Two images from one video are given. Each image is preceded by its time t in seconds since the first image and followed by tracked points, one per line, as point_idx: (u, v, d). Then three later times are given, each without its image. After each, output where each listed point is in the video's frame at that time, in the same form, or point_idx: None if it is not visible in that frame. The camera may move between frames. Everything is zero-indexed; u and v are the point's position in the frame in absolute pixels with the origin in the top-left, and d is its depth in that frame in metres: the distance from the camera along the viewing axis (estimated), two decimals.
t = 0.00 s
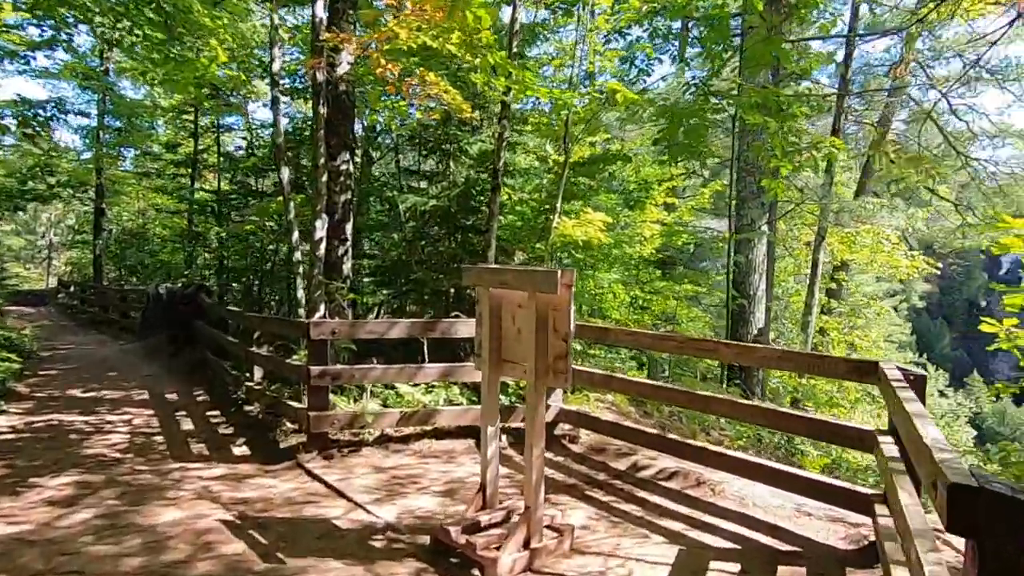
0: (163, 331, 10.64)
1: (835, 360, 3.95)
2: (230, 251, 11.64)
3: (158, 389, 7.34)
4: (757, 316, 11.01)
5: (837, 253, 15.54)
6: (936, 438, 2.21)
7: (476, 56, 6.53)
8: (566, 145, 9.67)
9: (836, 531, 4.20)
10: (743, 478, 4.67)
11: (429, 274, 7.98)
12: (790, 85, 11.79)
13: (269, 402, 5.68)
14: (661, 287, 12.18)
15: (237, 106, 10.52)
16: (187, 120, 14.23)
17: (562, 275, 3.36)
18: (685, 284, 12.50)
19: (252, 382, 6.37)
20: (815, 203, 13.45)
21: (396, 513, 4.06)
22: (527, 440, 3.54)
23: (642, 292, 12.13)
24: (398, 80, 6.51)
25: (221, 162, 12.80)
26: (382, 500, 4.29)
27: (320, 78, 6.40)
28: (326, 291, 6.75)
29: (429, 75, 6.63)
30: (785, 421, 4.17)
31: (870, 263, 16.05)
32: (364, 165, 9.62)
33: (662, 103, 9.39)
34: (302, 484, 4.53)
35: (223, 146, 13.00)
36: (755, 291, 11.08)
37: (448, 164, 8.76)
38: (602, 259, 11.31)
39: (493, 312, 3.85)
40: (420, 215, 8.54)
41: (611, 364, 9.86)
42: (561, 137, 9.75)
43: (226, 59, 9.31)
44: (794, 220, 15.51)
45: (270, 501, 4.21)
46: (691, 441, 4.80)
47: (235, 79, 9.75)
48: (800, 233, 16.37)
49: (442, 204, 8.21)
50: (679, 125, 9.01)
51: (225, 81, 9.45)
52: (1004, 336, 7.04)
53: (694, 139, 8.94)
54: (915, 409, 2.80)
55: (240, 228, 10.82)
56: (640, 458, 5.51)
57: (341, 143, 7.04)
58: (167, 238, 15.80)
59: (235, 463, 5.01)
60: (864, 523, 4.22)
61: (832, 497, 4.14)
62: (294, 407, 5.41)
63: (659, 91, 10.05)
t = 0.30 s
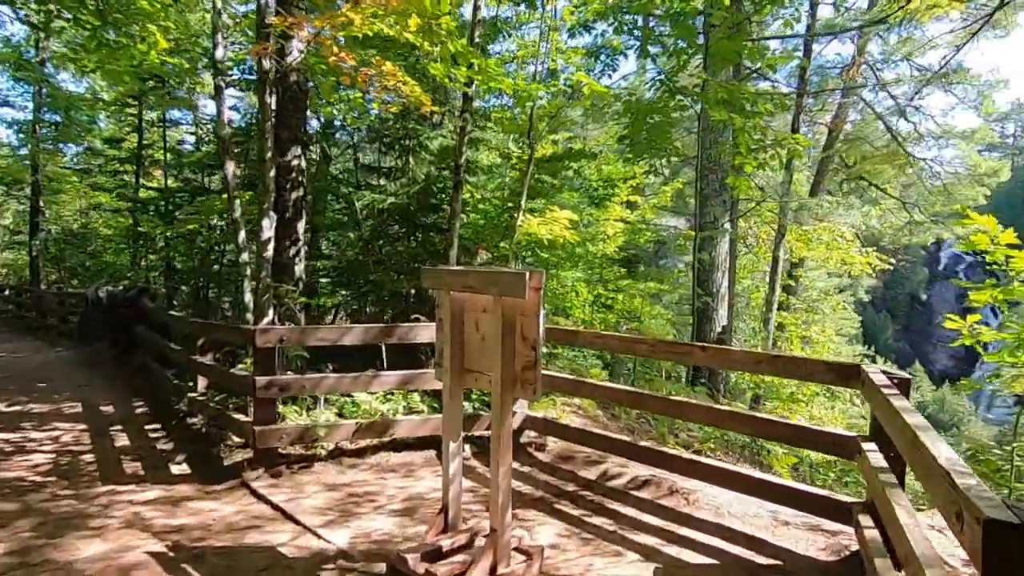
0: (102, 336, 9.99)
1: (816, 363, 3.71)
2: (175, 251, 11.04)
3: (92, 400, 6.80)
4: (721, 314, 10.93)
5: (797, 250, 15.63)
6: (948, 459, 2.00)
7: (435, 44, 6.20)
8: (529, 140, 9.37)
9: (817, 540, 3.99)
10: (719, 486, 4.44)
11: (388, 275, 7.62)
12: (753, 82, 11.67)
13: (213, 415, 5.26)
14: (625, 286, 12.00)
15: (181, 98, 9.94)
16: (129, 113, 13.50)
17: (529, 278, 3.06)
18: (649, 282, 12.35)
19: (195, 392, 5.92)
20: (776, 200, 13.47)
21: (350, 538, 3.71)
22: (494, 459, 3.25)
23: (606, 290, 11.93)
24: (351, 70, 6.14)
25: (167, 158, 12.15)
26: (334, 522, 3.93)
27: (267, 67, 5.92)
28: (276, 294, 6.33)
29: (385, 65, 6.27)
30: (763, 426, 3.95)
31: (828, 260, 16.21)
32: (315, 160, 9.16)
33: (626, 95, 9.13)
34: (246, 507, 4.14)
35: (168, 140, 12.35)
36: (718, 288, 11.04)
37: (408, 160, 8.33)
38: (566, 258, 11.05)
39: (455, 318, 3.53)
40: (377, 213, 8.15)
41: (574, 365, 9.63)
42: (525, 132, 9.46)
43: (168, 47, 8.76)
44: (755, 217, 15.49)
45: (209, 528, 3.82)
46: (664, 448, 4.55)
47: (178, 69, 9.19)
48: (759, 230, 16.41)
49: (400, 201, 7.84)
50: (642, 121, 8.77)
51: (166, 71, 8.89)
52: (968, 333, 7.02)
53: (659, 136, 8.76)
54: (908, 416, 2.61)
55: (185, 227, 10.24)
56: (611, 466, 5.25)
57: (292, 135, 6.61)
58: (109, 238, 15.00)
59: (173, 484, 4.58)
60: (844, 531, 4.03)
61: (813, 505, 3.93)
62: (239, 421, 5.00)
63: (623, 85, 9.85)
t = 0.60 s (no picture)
0: (30, 343, 9.29)
1: (795, 364, 3.48)
2: (112, 252, 10.37)
3: (12, 413, 6.22)
4: (684, 314, 10.76)
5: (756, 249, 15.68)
6: (973, 474, 1.71)
7: (386, 28, 5.83)
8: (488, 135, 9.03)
9: (797, 551, 3.75)
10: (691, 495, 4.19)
11: (341, 275, 7.22)
12: (713, 80, 11.57)
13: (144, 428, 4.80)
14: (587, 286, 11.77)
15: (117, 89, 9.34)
16: (63, 106, 12.71)
17: (490, 274, 2.73)
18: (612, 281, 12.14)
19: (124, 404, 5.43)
20: (736, 200, 13.45)
21: (292, 566, 3.33)
22: (452, 476, 2.94)
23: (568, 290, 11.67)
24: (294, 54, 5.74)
25: (104, 153, 11.46)
26: (275, 547, 3.54)
27: (200, 47, 5.45)
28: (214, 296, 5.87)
29: (333, 48, 5.87)
30: (740, 432, 3.71)
31: (786, 260, 16.32)
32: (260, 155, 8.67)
33: (588, 89, 8.87)
34: (176, 532, 3.72)
35: (106, 134, 11.65)
36: (680, 288, 10.88)
37: (362, 155, 7.94)
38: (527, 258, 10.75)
39: (407, 318, 3.18)
40: (328, 210, 7.73)
41: (536, 367, 9.33)
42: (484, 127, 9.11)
43: (99, 32, 8.18)
44: (715, 217, 15.45)
45: (130, 559, 3.39)
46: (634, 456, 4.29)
47: (111, 56, 8.60)
48: (719, 230, 16.41)
49: (352, 197, 7.44)
50: (605, 117, 8.52)
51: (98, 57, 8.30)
52: (932, 330, 6.97)
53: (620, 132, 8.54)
54: (907, 420, 2.33)
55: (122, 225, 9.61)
56: (578, 475, 4.95)
57: (232, 125, 6.15)
58: (42, 239, 14.11)
59: (95, 507, 4.12)
60: (824, 540, 3.82)
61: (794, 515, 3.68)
62: (171, 435, 4.56)
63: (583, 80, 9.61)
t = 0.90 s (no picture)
0: None
1: (775, 370, 3.25)
2: (41, 252, 9.72)
3: None
4: (644, 310, 10.36)
5: (713, 245, 15.76)
6: (1005, 510, 1.47)
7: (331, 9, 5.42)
8: (444, 127, 8.67)
9: (776, 567, 3.56)
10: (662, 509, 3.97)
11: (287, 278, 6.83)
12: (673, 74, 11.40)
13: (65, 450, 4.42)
14: (546, 284, 11.55)
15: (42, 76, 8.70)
16: None
17: (444, 278, 2.42)
18: (571, 278, 11.93)
19: (45, 420, 5.01)
20: (693, 195, 13.40)
21: None
22: (403, 506, 2.63)
23: (526, 289, 11.42)
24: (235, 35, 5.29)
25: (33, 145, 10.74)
26: None
27: (122, 25, 4.95)
28: (142, 301, 5.41)
29: (273, 31, 5.44)
30: (713, 442, 3.48)
31: (741, 256, 16.44)
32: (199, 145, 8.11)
33: (546, 81, 8.56)
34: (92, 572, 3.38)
35: (34, 125, 10.93)
36: (639, 285, 10.36)
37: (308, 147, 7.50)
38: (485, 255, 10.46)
39: (353, 326, 2.83)
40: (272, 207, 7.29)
41: (495, 370, 9.05)
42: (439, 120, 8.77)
43: (20, 14, 7.56)
44: (672, 213, 15.43)
45: None
46: (600, 469, 4.03)
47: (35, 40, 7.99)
48: (677, 226, 16.40)
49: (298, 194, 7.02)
50: (563, 111, 8.23)
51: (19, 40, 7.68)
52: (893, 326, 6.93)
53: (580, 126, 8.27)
54: (908, 433, 2.07)
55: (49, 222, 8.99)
56: (540, 488, 4.69)
57: (162, 113, 5.65)
58: None
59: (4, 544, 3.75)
60: (801, 554, 3.65)
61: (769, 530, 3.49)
62: (93, 458, 4.18)
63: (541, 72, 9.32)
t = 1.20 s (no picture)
0: None
1: (750, 372, 3.05)
2: None
3: None
4: (602, 308, 10.18)
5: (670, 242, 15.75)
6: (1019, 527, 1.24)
7: None
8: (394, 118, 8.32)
9: None
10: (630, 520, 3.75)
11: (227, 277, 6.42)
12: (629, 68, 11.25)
13: None
14: (502, 282, 11.28)
15: None
16: None
17: (391, 276, 2.13)
18: (529, 276, 11.70)
19: None
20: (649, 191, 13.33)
21: None
22: (348, 536, 2.32)
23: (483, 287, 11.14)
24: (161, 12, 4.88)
25: None
26: None
27: None
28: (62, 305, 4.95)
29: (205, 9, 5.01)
30: (685, 450, 3.27)
31: (697, 253, 16.50)
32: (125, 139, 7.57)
33: (501, 70, 8.29)
34: None
35: None
36: (598, 282, 10.14)
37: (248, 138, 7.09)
38: (439, 253, 10.12)
39: (290, 331, 2.50)
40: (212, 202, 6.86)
41: (449, 371, 8.75)
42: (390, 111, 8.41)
43: None
44: (628, 210, 15.36)
45: None
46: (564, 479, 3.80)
47: None
48: (633, 223, 16.36)
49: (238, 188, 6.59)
50: (518, 103, 7.96)
51: None
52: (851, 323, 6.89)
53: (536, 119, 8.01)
54: (908, 446, 1.78)
55: None
56: (500, 499, 4.43)
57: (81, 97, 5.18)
58: None
59: None
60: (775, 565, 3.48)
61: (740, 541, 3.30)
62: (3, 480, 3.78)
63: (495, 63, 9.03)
